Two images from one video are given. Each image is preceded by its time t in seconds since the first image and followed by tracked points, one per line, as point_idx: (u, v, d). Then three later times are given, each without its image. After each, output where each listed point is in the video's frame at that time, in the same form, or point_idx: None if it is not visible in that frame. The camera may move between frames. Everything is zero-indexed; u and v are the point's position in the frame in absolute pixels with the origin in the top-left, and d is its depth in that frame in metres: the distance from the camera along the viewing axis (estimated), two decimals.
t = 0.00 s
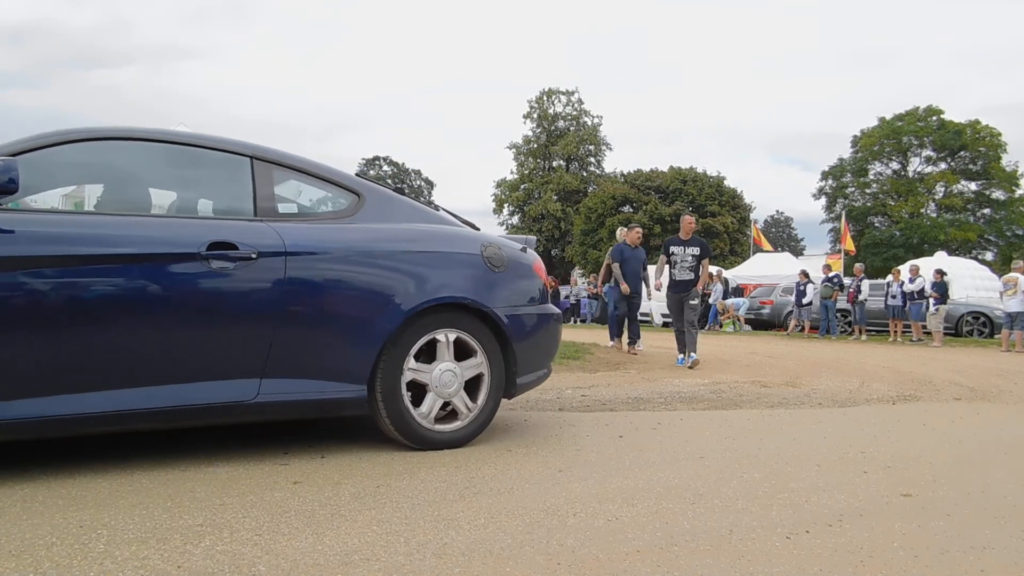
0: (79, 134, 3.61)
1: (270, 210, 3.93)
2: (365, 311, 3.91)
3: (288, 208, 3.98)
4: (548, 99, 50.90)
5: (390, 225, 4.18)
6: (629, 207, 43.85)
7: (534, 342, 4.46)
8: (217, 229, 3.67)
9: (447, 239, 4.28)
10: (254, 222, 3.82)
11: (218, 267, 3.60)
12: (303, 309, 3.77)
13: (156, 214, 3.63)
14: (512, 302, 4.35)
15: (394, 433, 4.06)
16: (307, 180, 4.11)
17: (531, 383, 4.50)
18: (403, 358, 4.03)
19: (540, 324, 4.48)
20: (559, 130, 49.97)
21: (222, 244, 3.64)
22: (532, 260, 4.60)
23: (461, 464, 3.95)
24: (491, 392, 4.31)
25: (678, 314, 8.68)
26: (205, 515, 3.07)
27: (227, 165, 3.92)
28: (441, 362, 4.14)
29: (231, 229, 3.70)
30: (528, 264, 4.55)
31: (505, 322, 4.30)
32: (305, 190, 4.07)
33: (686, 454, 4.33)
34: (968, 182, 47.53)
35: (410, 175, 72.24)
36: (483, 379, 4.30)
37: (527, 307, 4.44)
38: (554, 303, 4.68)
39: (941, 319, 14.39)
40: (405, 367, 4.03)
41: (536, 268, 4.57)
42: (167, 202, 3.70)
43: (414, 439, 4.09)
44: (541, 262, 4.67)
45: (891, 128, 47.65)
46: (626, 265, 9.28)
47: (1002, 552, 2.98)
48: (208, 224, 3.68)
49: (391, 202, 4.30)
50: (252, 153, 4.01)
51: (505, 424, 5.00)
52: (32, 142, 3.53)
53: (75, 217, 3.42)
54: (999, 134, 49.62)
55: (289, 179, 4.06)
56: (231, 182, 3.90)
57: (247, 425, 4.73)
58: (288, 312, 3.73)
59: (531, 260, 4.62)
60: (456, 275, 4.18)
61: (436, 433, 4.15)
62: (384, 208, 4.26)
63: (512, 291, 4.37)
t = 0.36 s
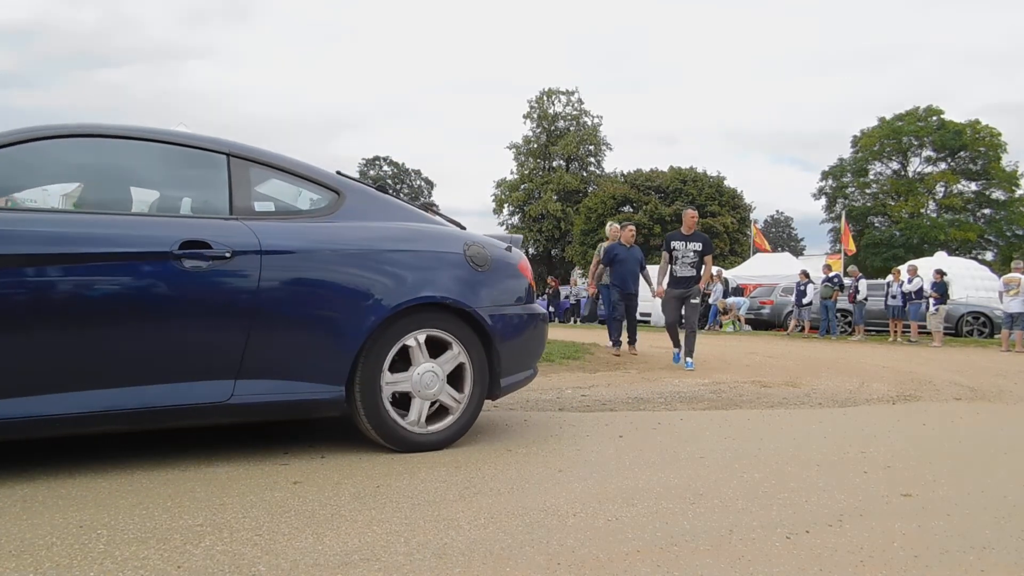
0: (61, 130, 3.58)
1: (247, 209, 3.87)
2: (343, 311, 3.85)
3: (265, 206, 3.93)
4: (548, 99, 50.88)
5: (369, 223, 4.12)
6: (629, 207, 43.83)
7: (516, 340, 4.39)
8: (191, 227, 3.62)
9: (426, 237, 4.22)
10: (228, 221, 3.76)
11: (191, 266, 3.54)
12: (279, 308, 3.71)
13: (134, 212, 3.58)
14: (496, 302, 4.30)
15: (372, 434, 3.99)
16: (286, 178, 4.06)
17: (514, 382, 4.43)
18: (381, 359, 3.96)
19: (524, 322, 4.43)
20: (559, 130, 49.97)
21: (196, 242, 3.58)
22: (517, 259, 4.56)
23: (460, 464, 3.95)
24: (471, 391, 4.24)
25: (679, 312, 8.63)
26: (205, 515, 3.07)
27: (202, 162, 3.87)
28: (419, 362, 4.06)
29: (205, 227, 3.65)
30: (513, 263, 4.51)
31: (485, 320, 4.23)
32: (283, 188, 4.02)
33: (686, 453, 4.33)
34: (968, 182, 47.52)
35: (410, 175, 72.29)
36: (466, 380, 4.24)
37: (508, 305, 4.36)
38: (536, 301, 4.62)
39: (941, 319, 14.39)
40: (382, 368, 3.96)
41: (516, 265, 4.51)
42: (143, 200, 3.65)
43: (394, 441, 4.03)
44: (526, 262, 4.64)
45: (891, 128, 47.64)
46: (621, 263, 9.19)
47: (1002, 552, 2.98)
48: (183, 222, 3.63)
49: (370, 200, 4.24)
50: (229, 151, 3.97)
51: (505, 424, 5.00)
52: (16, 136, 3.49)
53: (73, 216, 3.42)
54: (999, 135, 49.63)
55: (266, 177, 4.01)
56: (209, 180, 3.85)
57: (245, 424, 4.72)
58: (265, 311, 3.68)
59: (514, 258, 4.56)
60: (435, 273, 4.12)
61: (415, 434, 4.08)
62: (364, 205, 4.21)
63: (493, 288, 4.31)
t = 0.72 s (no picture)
0: (53, 128, 3.57)
1: (241, 208, 3.87)
2: (335, 310, 3.84)
3: (259, 206, 3.92)
4: (548, 98, 50.91)
5: (364, 223, 4.12)
6: (629, 206, 43.83)
7: (511, 340, 4.39)
8: (185, 227, 3.61)
9: (419, 237, 4.21)
10: (219, 220, 3.74)
11: (180, 265, 3.52)
12: (273, 308, 3.70)
13: (126, 212, 3.57)
14: (490, 302, 4.30)
15: (366, 434, 3.99)
16: (280, 177, 4.06)
17: (509, 382, 4.43)
18: (374, 359, 3.96)
19: (518, 322, 4.42)
20: (559, 130, 49.99)
21: (185, 241, 3.56)
22: (511, 259, 4.56)
23: (460, 464, 3.95)
24: (466, 391, 4.23)
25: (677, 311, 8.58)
26: (205, 515, 3.07)
27: (193, 160, 3.85)
28: (412, 362, 4.05)
29: (200, 227, 3.64)
30: (507, 263, 4.51)
31: (479, 319, 4.23)
32: (277, 188, 4.02)
33: (687, 453, 4.33)
34: (968, 182, 47.51)
35: (410, 175, 72.28)
36: (460, 381, 4.23)
37: (501, 304, 4.36)
38: (530, 301, 4.61)
39: (942, 319, 14.39)
40: (376, 368, 3.95)
41: (510, 265, 4.50)
42: (136, 199, 3.64)
43: (388, 442, 4.02)
44: (521, 261, 4.63)
45: (891, 128, 47.66)
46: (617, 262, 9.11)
47: (1002, 552, 2.98)
48: (173, 221, 3.61)
49: (364, 199, 4.23)
50: (223, 150, 3.96)
51: (504, 424, 5.00)
52: (9, 133, 3.47)
53: (72, 215, 3.41)
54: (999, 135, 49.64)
55: (261, 177, 4.00)
56: (203, 179, 3.84)
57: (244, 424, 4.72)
58: (260, 312, 3.67)
59: (509, 258, 4.56)
60: (427, 273, 4.11)
61: (410, 434, 4.07)
62: (358, 205, 4.20)
63: (487, 288, 4.31)
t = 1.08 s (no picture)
0: (53, 128, 3.57)
1: (241, 209, 3.86)
2: (335, 310, 3.84)
3: (259, 206, 3.92)
4: (548, 98, 50.92)
5: (364, 223, 4.12)
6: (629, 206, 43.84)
7: (511, 340, 4.39)
8: (185, 227, 3.61)
9: (419, 237, 4.21)
10: (219, 220, 3.75)
11: (180, 266, 3.52)
12: (273, 308, 3.70)
13: (127, 212, 3.57)
14: (490, 303, 4.30)
15: (366, 434, 3.98)
16: (280, 178, 4.06)
17: (509, 382, 4.42)
18: (374, 359, 3.95)
19: (519, 323, 4.42)
20: (559, 130, 50.00)
21: (185, 241, 3.56)
22: (511, 259, 4.56)
23: (460, 464, 3.95)
24: (466, 392, 4.23)
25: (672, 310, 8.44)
26: (205, 515, 3.07)
27: (192, 160, 3.85)
28: (412, 362, 4.06)
29: (199, 227, 3.64)
30: (508, 263, 4.51)
31: (479, 319, 4.22)
32: (277, 188, 4.02)
33: (687, 453, 4.33)
34: (968, 182, 47.52)
35: (410, 175, 72.30)
36: (461, 381, 4.22)
37: (502, 305, 4.36)
38: (531, 301, 4.61)
39: (941, 319, 14.39)
40: (376, 367, 3.96)
41: (510, 265, 4.50)
42: (137, 199, 3.64)
43: (389, 442, 4.02)
44: (521, 262, 4.63)
45: (891, 128, 47.67)
46: (621, 261, 9.00)
47: (1001, 552, 2.98)
48: (173, 221, 3.61)
49: (364, 200, 4.23)
50: (223, 150, 3.95)
51: (505, 424, 5.00)
52: (9, 133, 3.47)
53: (72, 215, 3.42)
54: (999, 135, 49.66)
55: (261, 177, 4.00)
56: (204, 180, 3.84)
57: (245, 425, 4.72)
58: (260, 312, 3.67)
59: (509, 259, 4.56)
60: (427, 273, 4.11)
61: (410, 434, 4.07)
62: (358, 205, 4.20)
63: (487, 288, 4.31)
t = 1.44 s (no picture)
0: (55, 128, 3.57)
1: (241, 208, 3.86)
2: (335, 311, 3.84)
3: (258, 206, 3.92)
4: (548, 99, 50.96)
5: (363, 223, 4.12)
6: (628, 206, 43.86)
7: (511, 340, 4.38)
8: (185, 227, 3.61)
9: (420, 237, 4.22)
10: (219, 220, 3.75)
11: (181, 265, 3.52)
12: (272, 308, 3.70)
13: (127, 212, 3.57)
14: (490, 303, 4.30)
15: (366, 434, 3.98)
16: (280, 177, 4.06)
17: (509, 382, 4.42)
18: (373, 359, 3.95)
19: (518, 323, 4.42)
20: (559, 130, 50.02)
21: (185, 241, 3.56)
22: (512, 259, 4.56)
23: (459, 464, 3.95)
24: (466, 392, 4.23)
25: (672, 312, 8.40)
26: (205, 515, 3.07)
27: (192, 160, 3.85)
28: (412, 362, 4.06)
29: (199, 227, 3.64)
30: (508, 263, 4.51)
31: (479, 319, 4.23)
32: (277, 189, 4.02)
33: (687, 453, 4.33)
34: (968, 182, 47.53)
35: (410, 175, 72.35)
36: (461, 381, 4.22)
37: (502, 305, 4.36)
38: (531, 302, 4.61)
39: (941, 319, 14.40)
40: (376, 367, 3.96)
41: (510, 265, 4.50)
42: (137, 199, 3.64)
43: (388, 442, 4.02)
44: (521, 262, 4.63)
45: (891, 128, 47.68)
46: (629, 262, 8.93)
47: (1001, 552, 2.98)
48: (173, 221, 3.61)
49: (364, 200, 4.23)
50: (222, 150, 3.95)
51: (505, 424, 4.99)
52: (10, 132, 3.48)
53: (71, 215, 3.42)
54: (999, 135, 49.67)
55: (261, 177, 4.00)
56: (203, 180, 3.84)
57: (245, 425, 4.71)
58: (259, 312, 3.67)
59: (510, 259, 4.56)
60: (427, 273, 4.11)
61: (409, 435, 4.06)
62: (358, 205, 4.20)
63: (487, 289, 4.31)
